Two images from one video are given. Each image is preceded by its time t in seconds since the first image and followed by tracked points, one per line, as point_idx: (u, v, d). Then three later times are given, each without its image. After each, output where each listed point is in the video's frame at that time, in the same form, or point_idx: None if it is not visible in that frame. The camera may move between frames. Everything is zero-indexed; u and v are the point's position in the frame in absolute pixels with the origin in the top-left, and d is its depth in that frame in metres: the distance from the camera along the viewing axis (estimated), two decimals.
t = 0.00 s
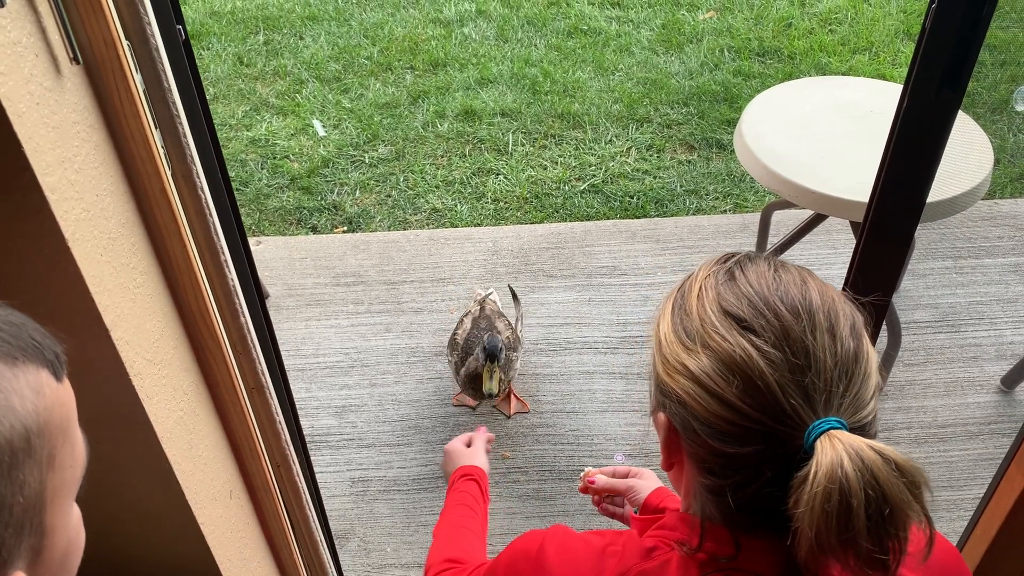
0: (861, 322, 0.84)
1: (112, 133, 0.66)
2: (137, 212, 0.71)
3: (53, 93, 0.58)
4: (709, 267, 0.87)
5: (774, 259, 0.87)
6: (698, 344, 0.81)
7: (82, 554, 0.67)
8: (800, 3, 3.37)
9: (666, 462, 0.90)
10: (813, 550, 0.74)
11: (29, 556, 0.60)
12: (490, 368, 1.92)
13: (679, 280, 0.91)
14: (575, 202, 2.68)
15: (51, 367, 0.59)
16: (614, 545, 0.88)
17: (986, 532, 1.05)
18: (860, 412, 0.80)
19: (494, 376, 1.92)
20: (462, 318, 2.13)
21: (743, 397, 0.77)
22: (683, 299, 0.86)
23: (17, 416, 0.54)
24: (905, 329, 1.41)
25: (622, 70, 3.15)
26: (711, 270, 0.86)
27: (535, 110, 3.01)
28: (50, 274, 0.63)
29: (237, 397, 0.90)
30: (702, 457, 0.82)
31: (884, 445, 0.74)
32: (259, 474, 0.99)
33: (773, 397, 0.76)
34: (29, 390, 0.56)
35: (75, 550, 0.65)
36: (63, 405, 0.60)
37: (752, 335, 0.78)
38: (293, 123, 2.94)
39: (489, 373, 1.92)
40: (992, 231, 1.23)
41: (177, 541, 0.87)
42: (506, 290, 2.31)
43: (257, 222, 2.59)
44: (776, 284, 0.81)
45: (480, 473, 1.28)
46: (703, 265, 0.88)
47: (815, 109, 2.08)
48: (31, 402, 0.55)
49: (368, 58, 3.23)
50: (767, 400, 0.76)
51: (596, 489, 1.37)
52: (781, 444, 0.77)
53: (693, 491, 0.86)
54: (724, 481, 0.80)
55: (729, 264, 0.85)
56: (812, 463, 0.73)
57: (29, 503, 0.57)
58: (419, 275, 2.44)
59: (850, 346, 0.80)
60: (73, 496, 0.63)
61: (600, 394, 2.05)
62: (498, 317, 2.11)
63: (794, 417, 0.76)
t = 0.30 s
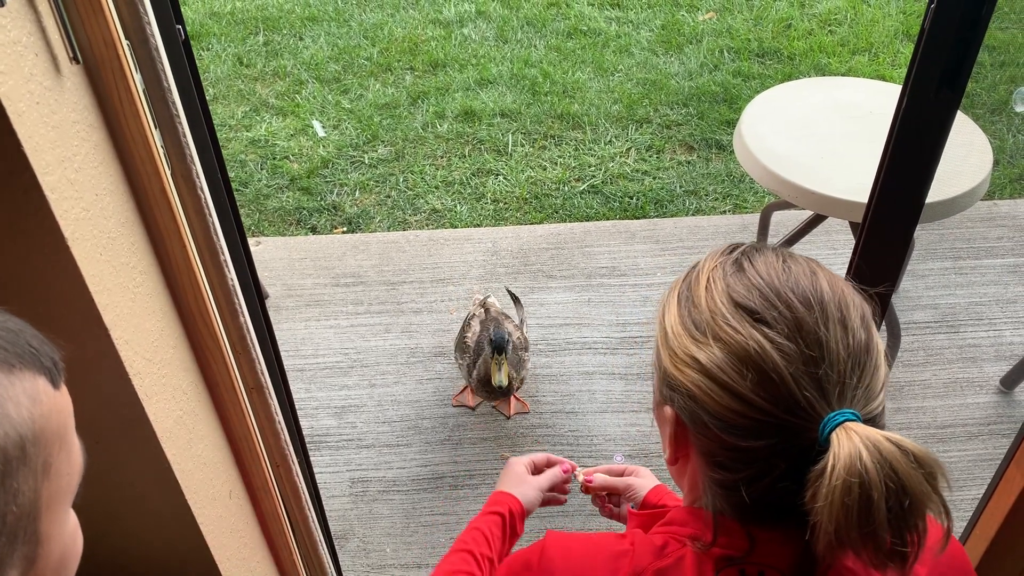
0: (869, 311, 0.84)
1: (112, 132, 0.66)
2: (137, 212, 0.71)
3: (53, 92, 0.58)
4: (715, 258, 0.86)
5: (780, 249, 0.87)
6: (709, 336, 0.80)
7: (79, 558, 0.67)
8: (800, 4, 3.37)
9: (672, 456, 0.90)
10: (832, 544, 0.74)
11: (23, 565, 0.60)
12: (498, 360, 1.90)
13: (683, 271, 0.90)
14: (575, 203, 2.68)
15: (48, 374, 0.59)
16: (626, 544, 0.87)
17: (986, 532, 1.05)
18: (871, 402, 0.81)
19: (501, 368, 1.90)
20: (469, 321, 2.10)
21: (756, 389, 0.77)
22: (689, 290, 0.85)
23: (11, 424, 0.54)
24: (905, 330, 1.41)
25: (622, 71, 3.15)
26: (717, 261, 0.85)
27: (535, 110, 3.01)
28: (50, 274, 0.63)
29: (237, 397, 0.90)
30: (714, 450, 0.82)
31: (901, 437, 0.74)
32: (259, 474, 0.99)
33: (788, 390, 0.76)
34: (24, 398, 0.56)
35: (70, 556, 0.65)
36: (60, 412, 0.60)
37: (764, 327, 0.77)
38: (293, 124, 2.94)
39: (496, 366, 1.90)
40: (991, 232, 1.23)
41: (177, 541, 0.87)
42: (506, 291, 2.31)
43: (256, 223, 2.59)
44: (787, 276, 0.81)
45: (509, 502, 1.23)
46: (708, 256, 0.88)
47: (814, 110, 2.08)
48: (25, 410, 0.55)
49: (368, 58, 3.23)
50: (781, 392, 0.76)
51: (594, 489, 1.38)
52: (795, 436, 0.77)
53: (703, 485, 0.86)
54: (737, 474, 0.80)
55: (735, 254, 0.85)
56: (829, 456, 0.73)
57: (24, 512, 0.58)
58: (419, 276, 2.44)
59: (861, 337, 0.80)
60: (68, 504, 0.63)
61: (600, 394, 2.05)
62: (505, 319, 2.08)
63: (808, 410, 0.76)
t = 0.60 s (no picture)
0: (849, 307, 0.85)
1: (112, 136, 0.66)
2: (137, 214, 0.71)
3: (53, 94, 0.58)
4: (697, 259, 0.86)
5: (760, 249, 0.87)
6: (691, 335, 0.80)
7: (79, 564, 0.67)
8: (799, 4, 3.38)
9: (660, 456, 0.90)
10: (815, 534, 0.74)
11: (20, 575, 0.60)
12: (514, 378, 1.90)
13: (667, 273, 0.90)
14: (575, 203, 2.69)
15: (42, 381, 0.59)
16: (613, 547, 0.86)
17: (986, 532, 1.05)
18: (852, 397, 0.81)
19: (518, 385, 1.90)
20: (475, 326, 2.08)
21: (739, 386, 0.77)
22: (672, 291, 0.85)
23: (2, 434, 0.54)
24: (904, 330, 1.41)
25: (622, 71, 3.16)
26: (699, 262, 0.86)
27: (535, 111, 3.01)
28: (50, 277, 0.63)
29: (237, 398, 0.89)
30: (699, 448, 0.82)
31: (880, 427, 0.74)
32: (259, 476, 0.99)
33: (769, 385, 0.76)
34: (17, 405, 0.56)
35: (69, 563, 0.65)
36: (56, 419, 0.60)
37: (744, 324, 0.78)
38: (293, 124, 2.94)
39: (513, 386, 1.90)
40: (991, 233, 1.24)
41: (175, 543, 0.87)
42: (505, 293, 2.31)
43: (256, 224, 2.60)
44: (765, 274, 0.81)
45: (510, 517, 1.22)
46: (691, 257, 0.88)
47: (815, 110, 2.08)
48: (16, 418, 0.55)
49: (368, 59, 3.24)
50: (762, 387, 0.76)
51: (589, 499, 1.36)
52: (777, 431, 0.77)
53: (691, 484, 0.86)
54: (721, 471, 0.80)
55: (717, 255, 0.85)
56: (809, 447, 0.73)
57: (19, 521, 0.58)
58: (419, 276, 2.44)
59: (840, 332, 0.80)
60: (66, 512, 0.63)
61: (600, 395, 2.06)
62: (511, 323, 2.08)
63: (790, 404, 0.76)
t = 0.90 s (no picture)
0: (847, 311, 0.84)
1: (111, 137, 0.66)
2: (136, 216, 0.71)
3: (51, 96, 0.58)
4: (694, 262, 0.86)
5: (758, 252, 0.87)
6: (686, 338, 0.80)
7: None
8: (800, 4, 3.37)
9: (657, 459, 0.89)
10: (808, 540, 0.74)
11: None
12: (515, 371, 1.89)
13: (664, 276, 0.90)
14: (575, 203, 2.68)
15: (47, 395, 0.59)
16: (610, 553, 0.86)
17: (989, 534, 1.05)
18: (849, 401, 0.80)
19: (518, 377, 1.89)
20: (461, 332, 2.05)
21: (733, 389, 0.76)
22: (668, 294, 0.85)
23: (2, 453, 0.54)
24: (906, 331, 1.41)
25: (622, 71, 3.15)
26: (695, 265, 0.85)
27: (535, 111, 3.00)
28: (47, 279, 0.62)
29: (237, 400, 0.89)
30: (694, 451, 0.81)
31: (874, 432, 0.73)
32: (259, 478, 0.99)
33: (764, 389, 0.76)
34: (19, 422, 0.55)
35: None
36: (60, 435, 0.59)
37: (739, 328, 0.77)
38: (293, 124, 2.94)
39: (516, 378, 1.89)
40: (993, 234, 1.23)
41: (175, 546, 0.87)
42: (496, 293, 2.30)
43: (256, 225, 2.59)
44: (762, 277, 0.80)
45: (509, 522, 1.22)
46: (688, 261, 0.87)
47: (816, 110, 2.08)
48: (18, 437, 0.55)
49: (368, 59, 3.23)
50: (757, 391, 0.76)
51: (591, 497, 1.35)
52: (772, 435, 0.76)
53: (688, 489, 0.85)
54: (717, 475, 0.80)
55: (714, 258, 0.85)
56: (804, 453, 0.73)
57: (17, 540, 0.57)
58: (419, 277, 2.43)
59: (837, 336, 0.79)
60: (69, 530, 0.62)
61: (601, 395, 2.05)
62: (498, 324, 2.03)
63: (785, 408, 0.76)
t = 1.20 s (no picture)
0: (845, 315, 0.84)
1: (110, 140, 0.66)
2: (135, 219, 0.70)
3: (49, 97, 0.58)
4: (691, 265, 0.86)
5: (755, 255, 0.86)
6: (682, 343, 0.80)
7: None
8: (800, 4, 3.37)
9: (653, 464, 0.89)
10: (805, 547, 0.73)
11: None
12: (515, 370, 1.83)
13: (661, 279, 0.90)
14: (575, 203, 2.68)
15: (52, 404, 0.58)
16: (603, 560, 0.87)
17: (990, 537, 1.04)
18: (846, 407, 0.80)
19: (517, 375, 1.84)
20: (453, 335, 2.03)
21: (729, 395, 0.76)
22: (664, 298, 0.84)
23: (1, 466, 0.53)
24: (906, 331, 1.41)
25: (622, 71, 3.15)
26: (692, 269, 0.85)
27: (536, 111, 3.00)
28: (45, 282, 0.62)
29: (236, 402, 0.89)
30: (689, 457, 0.81)
31: (871, 440, 0.73)
32: (258, 480, 0.98)
33: (759, 395, 0.75)
34: (21, 433, 0.55)
35: None
36: (63, 445, 0.59)
37: (735, 333, 0.77)
38: (293, 124, 2.94)
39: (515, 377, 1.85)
40: (994, 234, 1.24)
41: (173, 548, 0.87)
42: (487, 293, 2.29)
43: (257, 225, 2.59)
44: (758, 282, 0.80)
45: (505, 526, 1.22)
46: (685, 264, 0.87)
47: (817, 110, 2.07)
48: (19, 448, 0.55)
49: (368, 58, 3.23)
50: (752, 397, 0.75)
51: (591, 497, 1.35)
52: (768, 442, 0.76)
53: (683, 494, 0.85)
54: (712, 482, 0.80)
55: (710, 262, 0.84)
56: (800, 460, 0.72)
57: (14, 552, 0.57)
58: (419, 277, 2.43)
59: (834, 342, 0.79)
60: (68, 541, 0.63)
61: (601, 395, 2.05)
62: (489, 324, 2.01)
63: (781, 415, 0.75)
